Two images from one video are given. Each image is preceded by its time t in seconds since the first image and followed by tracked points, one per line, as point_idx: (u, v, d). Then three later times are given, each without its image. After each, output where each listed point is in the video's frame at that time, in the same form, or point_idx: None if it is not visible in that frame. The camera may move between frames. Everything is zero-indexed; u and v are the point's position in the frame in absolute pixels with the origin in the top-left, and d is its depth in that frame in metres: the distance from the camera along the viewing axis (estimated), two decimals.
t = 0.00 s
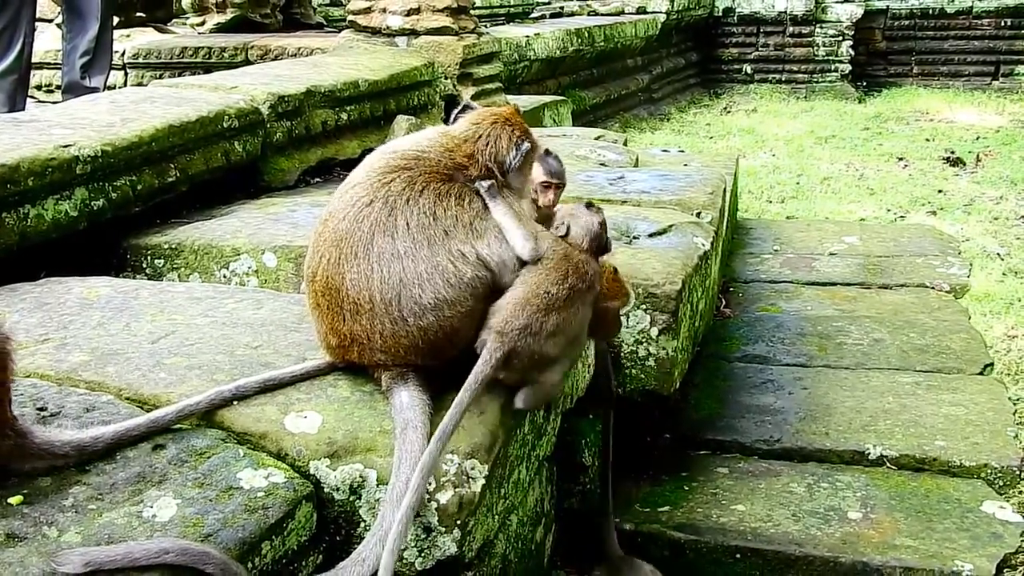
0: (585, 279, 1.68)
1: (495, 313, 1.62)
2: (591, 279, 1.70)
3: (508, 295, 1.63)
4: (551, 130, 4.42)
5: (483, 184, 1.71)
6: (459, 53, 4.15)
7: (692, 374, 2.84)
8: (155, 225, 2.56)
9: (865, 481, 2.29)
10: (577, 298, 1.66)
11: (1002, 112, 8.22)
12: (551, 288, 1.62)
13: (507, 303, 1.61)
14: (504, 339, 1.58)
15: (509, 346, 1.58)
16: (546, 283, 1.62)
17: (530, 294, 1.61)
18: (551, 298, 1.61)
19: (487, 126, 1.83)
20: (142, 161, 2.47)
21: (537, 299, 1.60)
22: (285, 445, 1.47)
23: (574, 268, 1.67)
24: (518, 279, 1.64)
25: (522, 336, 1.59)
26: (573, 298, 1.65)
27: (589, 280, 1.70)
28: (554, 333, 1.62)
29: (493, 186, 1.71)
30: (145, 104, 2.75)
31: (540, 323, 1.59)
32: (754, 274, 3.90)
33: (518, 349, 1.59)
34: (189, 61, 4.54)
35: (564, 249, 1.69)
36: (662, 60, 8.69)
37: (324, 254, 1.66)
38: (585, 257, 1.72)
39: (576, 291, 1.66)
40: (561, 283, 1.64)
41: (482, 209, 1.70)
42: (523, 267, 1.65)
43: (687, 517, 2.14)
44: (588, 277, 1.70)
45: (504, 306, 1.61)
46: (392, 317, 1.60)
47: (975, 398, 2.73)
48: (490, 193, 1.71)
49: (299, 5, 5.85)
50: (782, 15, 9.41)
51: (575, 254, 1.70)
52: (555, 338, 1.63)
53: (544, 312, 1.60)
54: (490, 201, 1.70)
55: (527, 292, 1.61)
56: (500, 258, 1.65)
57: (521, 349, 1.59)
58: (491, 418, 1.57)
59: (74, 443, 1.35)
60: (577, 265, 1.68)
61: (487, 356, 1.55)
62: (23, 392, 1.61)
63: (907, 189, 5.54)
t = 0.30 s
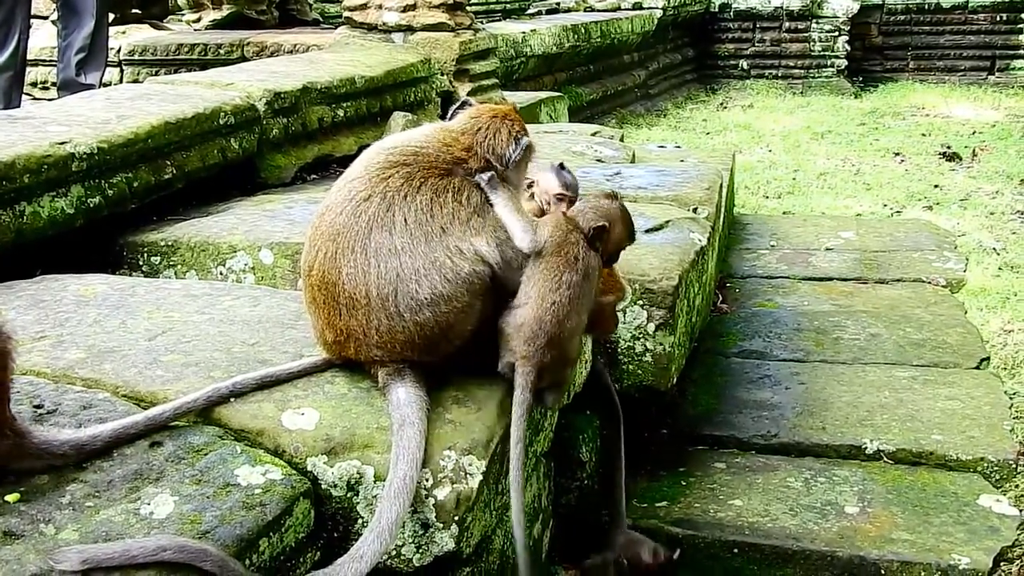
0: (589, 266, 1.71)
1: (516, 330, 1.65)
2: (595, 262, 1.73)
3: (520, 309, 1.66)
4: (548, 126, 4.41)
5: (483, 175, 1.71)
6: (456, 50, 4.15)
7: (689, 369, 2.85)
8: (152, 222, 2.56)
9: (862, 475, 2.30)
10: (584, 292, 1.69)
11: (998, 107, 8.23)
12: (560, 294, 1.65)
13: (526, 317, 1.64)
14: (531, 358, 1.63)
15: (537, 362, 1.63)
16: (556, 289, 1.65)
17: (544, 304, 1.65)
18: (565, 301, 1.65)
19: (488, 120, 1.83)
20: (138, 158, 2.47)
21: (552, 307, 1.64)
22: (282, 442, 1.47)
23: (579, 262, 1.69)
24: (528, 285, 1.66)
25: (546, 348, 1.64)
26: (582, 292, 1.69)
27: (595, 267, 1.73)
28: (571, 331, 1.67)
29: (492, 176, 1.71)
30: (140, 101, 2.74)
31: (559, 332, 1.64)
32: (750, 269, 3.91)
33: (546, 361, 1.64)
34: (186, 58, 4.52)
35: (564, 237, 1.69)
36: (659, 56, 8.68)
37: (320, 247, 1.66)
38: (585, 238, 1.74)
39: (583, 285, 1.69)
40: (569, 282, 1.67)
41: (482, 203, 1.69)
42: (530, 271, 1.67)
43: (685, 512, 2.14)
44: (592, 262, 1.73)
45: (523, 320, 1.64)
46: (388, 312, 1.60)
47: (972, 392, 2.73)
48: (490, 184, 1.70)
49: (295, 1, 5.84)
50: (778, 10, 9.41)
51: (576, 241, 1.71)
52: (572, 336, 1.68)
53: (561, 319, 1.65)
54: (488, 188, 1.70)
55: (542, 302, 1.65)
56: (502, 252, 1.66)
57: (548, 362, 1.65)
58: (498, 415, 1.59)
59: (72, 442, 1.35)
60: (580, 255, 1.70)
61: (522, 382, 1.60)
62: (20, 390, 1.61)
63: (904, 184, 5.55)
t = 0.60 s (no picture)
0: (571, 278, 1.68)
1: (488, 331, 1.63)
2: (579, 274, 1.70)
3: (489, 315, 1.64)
4: (544, 123, 4.41)
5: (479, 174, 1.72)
6: (452, 47, 4.15)
7: (686, 366, 2.85)
8: (147, 220, 2.56)
9: (859, 471, 2.30)
10: (556, 302, 1.65)
11: (993, 102, 8.24)
12: (527, 301, 1.62)
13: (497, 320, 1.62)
14: (496, 365, 1.59)
15: (504, 368, 1.59)
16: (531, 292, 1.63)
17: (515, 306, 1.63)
18: (534, 309, 1.62)
19: (490, 121, 1.84)
20: (134, 157, 2.46)
21: (521, 312, 1.62)
22: (279, 440, 1.46)
23: (556, 272, 1.66)
24: (503, 287, 1.64)
25: (513, 355, 1.60)
26: (559, 302, 1.65)
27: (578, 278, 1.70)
28: (542, 340, 1.64)
29: (488, 176, 1.72)
30: (135, 99, 2.74)
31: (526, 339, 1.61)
32: (747, 266, 3.90)
33: (513, 368, 1.61)
34: (181, 57, 4.50)
35: (548, 244, 1.68)
36: (655, 53, 8.68)
37: (317, 246, 1.65)
38: (574, 250, 1.71)
39: (556, 296, 1.65)
40: (544, 288, 1.64)
41: (479, 203, 1.70)
42: (507, 272, 1.65)
43: (682, 509, 2.14)
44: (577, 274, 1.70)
45: (494, 323, 1.62)
46: (385, 312, 1.59)
47: (968, 387, 2.74)
48: (485, 183, 1.72)
49: None
50: (774, 7, 9.41)
51: (560, 250, 1.68)
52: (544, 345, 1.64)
53: (529, 325, 1.62)
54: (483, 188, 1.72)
55: (513, 305, 1.62)
56: (497, 253, 1.67)
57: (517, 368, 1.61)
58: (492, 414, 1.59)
59: (68, 439, 1.34)
60: (561, 265, 1.67)
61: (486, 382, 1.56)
62: (15, 389, 1.61)
63: (900, 180, 5.55)
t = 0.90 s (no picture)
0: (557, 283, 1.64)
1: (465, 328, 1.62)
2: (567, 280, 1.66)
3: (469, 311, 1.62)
4: (540, 121, 4.41)
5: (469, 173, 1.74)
6: (447, 45, 4.13)
7: (682, 363, 2.85)
8: (143, 219, 2.55)
9: (855, 467, 2.30)
10: (538, 308, 1.61)
11: (989, 99, 8.25)
12: (504, 304, 1.59)
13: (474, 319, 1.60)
14: (470, 362, 1.58)
15: (476, 366, 1.59)
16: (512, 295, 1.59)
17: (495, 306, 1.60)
18: (512, 313, 1.59)
19: (483, 118, 1.85)
20: (129, 156, 2.46)
21: (498, 315, 1.59)
22: (274, 438, 1.46)
23: (540, 275, 1.62)
24: (485, 286, 1.61)
25: (487, 355, 1.59)
26: (542, 308, 1.61)
27: (564, 285, 1.65)
28: (520, 344, 1.60)
29: (479, 175, 1.74)
30: (130, 98, 2.73)
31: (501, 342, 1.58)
32: (743, 263, 3.90)
33: (486, 367, 1.60)
34: (176, 56, 4.49)
35: (535, 247, 1.64)
36: (651, 50, 8.68)
37: (312, 247, 1.64)
38: (563, 255, 1.67)
39: (538, 302, 1.61)
40: (525, 293, 1.60)
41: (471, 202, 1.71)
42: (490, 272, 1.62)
43: (678, 506, 2.13)
44: (565, 279, 1.66)
45: (472, 320, 1.60)
46: (381, 313, 1.58)
47: (964, 383, 2.74)
48: (477, 181, 1.73)
49: None
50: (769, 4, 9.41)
51: (546, 254, 1.64)
52: (524, 349, 1.61)
53: (505, 329, 1.58)
54: (473, 185, 1.73)
55: (492, 306, 1.59)
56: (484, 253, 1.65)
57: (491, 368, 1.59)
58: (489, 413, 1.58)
59: (63, 438, 1.34)
60: (546, 270, 1.63)
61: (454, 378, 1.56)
62: (9, 387, 1.61)
63: (896, 177, 5.55)
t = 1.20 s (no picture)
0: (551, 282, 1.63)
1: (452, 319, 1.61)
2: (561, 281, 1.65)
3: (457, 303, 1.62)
4: (537, 120, 4.40)
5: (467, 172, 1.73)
6: (443, 44, 4.13)
7: (678, 361, 2.84)
8: (138, 220, 2.55)
9: (851, 464, 2.30)
10: (524, 303, 1.59)
11: (986, 95, 8.25)
12: (490, 295, 1.58)
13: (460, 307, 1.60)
14: (452, 352, 1.58)
15: (459, 355, 1.57)
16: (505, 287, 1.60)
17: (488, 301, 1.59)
18: (497, 304, 1.58)
19: (480, 118, 1.84)
20: (124, 156, 2.45)
21: (483, 304, 1.58)
22: (269, 438, 1.46)
23: (529, 269, 1.61)
24: (476, 277, 1.61)
25: (468, 343, 1.58)
26: (530, 303, 1.60)
27: (558, 285, 1.64)
28: (505, 337, 1.59)
29: (476, 175, 1.73)
30: (125, 99, 2.73)
31: (483, 330, 1.57)
32: (740, 261, 3.90)
33: (471, 359, 1.58)
34: (172, 56, 4.48)
35: (531, 245, 1.64)
36: (648, 49, 8.68)
37: (306, 247, 1.64)
38: (559, 256, 1.66)
39: (525, 296, 1.59)
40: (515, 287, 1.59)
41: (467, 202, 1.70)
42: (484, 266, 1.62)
43: (675, 504, 2.13)
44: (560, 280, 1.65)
45: (458, 310, 1.60)
46: (375, 312, 1.58)
47: (960, 379, 2.74)
48: (473, 181, 1.73)
49: None
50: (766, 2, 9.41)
51: (539, 252, 1.64)
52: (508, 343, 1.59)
53: (488, 318, 1.57)
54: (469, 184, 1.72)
55: (478, 295, 1.59)
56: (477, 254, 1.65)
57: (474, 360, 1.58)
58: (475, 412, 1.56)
59: (58, 439, 1.33)
60: (536, 264, 1.62)
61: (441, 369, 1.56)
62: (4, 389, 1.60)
63: (893, 174, 5.55)
